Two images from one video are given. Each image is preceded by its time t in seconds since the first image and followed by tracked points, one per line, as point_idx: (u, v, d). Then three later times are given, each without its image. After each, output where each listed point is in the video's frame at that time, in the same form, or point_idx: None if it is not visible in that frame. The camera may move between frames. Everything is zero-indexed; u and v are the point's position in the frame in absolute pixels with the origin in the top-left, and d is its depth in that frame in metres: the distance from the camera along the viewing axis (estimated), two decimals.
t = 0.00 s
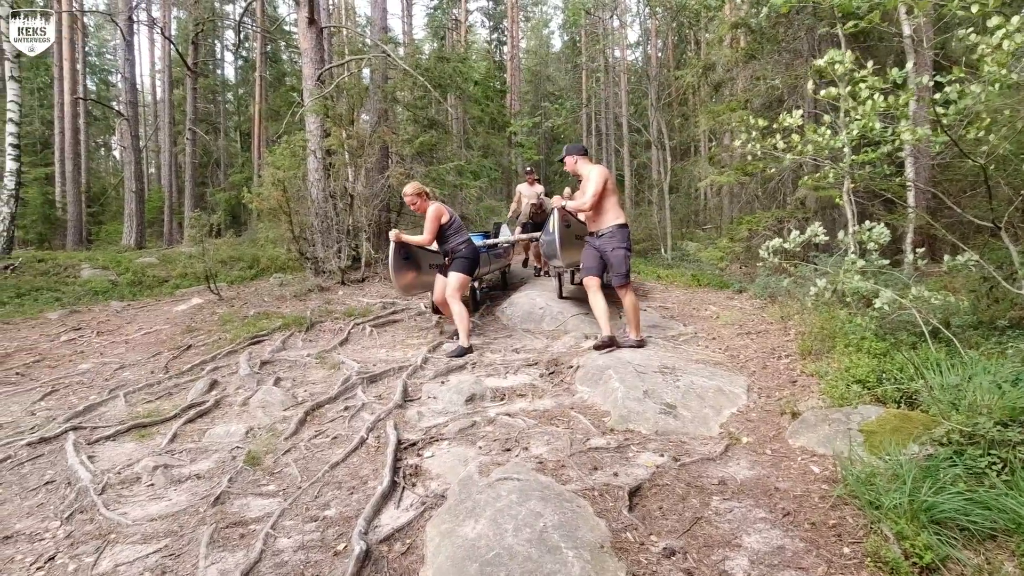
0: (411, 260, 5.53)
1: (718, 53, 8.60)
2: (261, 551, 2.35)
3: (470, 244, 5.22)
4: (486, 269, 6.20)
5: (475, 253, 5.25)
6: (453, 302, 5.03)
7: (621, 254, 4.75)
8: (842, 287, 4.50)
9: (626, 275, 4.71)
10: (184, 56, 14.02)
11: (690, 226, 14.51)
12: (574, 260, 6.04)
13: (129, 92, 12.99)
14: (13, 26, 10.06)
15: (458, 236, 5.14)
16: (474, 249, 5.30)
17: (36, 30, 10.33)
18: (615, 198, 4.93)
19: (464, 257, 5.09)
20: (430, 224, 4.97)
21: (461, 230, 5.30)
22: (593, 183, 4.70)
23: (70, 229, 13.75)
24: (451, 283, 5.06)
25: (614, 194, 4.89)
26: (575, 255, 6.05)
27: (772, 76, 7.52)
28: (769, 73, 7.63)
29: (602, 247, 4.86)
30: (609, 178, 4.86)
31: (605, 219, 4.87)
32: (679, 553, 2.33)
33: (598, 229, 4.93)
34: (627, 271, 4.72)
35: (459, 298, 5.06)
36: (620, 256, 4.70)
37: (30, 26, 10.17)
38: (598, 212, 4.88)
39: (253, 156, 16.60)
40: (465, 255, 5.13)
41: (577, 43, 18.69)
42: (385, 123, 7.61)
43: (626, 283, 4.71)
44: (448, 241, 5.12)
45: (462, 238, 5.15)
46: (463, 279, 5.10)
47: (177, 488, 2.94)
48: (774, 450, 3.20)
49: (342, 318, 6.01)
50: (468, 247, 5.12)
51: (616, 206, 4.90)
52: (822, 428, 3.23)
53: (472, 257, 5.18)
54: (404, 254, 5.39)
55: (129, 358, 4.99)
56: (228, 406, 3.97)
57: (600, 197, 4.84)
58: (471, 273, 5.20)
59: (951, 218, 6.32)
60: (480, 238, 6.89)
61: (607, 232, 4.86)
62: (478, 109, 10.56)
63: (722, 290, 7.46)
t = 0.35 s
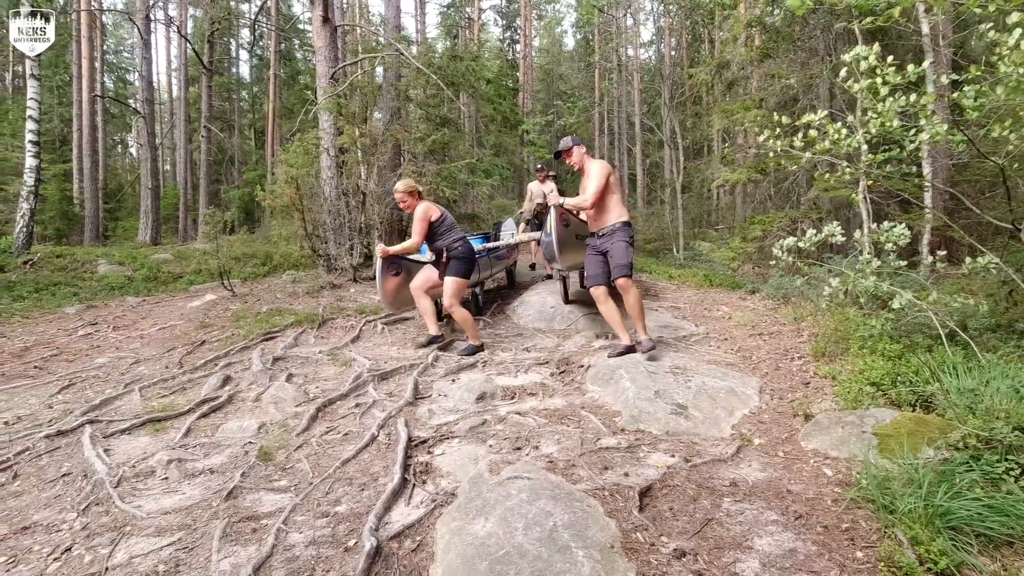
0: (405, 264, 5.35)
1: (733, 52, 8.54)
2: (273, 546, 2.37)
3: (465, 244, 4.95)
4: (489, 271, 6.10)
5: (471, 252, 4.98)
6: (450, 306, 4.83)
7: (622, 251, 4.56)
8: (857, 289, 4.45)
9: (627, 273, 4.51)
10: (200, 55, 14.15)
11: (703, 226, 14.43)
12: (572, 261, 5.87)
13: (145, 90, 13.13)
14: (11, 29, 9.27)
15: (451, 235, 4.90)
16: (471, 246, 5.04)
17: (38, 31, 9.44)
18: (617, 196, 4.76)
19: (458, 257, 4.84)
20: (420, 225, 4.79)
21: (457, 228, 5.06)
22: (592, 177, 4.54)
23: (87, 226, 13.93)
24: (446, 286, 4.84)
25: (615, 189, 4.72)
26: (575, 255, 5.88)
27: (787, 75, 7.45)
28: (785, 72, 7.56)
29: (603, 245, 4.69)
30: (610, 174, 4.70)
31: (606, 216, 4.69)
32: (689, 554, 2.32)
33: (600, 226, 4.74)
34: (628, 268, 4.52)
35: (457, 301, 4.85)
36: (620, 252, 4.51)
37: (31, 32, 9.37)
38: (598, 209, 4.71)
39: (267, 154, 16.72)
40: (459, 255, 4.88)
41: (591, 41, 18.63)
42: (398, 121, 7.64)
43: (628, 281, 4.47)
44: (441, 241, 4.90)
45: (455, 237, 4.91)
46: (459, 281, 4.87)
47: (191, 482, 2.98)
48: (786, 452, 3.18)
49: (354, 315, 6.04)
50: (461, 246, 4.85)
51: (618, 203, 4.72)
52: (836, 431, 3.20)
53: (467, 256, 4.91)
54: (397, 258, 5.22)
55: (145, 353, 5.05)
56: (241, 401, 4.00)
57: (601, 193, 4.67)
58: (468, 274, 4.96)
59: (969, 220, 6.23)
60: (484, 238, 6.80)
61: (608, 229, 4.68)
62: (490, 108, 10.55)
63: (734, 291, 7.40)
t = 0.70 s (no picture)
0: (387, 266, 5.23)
1: (747, 49, 8.47)
2: (285, 540, 2.39)
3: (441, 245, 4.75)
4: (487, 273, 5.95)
5: (449, 252, 4.78)
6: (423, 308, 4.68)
7: (628, 255, 4.09)
8: (871, 288, 4.41)
9: (632, 278, 4.03)
10: (214, 53, 14.26)
11: (715, 225, 14.33)
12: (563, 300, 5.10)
13: (160, 88, 13.25)
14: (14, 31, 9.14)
15: (427, 236, 4.72)
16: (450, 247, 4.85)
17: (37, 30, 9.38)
18: (622, 198, 4.34)
19: (434, 259, 4.65)
20: (393, 229, 4.59)
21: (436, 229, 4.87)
22: (590, 180, 4.16)
23: (103, 222, 14.12)
24: (418, 287, 4.64)
25: (618, 191, 4.32)
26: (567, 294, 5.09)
27: (802, 72, 7.37)
28: (800, 68, 7.48)
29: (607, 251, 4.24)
30: (612, 177, 4.33)
31: (608, 220, 4.27)
32: (700, 554, 2.30)
33: (607, 229, 4.29)
34: (634, 274, 4.04)
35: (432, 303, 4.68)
36: (625, 256, 4.06)
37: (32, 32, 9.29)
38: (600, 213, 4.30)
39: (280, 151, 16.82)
40: (436, 257, 4.69)
41: (603, 38, 18.55)
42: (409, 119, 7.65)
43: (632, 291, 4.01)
44: (417, 243, 4.73)
45: (433, 239, 4.72)
46: (433, 283, 4.68)
47: (204, 475, 3.01)
48: (798, 452, 3.15)
49: (365, 312, 6.07)
50: (436, 247, 4.66)
51: (622, 205, 4.30)
52: (849, 432, 3.17)
53: (445, 258, 4.72)
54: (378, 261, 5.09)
55: (159, 348, 5.11)
56: (254, 396, 4.04)
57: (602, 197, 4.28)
58: (445, 276, 4.78)
59: (987, 218, 6.14)
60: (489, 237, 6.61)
61: (613, 234, 4.25)
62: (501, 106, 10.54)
63: (746, 290, 7.34)
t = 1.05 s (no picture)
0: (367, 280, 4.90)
1: (756, 43, 8.40)
2: (293, 533, 2.40)
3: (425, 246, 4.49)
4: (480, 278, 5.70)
5: (435, 254, 4.54)
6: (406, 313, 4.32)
7: (603, 271, 3.71)
8: (881, 284, 4.37)
9: (608, 297, 3.66)
10: (223, 49, 14.31)
11: (723, 221, 14.27)
12: (544, 310, 4.77)
13: (170, 84, 13.32)
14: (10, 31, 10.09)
15: (410, 238, 4.45)
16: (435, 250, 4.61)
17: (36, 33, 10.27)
18: (602, 208, 3.94)
19: (419, 260, 4.39)
20: (373, 231, 4.29)
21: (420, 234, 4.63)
22: (555, 197, 3.84)
23: (114, 219, 14.27)
24: (403, 289, 4.33)
25: (595, 202, 3.92)
26: (547, 304, 4.76)
27: (813, 66, 7.31)
28: (809, 63, 7.42)
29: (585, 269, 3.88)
30: (587, 187, 3.94)
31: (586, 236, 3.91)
32: (708, 549, 2.30)
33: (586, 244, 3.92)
34: (611, 291, 3.66)
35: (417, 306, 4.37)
36: (597, 273, 3.70)
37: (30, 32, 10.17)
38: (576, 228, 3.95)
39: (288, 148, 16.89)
40: (421, 257, 4.44)
41: (611, 33, 18.47)
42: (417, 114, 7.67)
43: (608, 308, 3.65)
44: (400, 247, 4.45)
45: (417, 240, 4.47)
46: (418, 283, 4.38)
47: (213, 469, 3.04)
48: (807, 448, 3.14)
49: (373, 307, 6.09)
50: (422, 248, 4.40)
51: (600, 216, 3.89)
52: (858, 428, 3.15)
53: (431, 258, 4.47)
54: (357, 274, 4.78)
55: (169, 342, 5.16)
56: (262, 390, 4.07)
57: (577, 211, 3.92)
58: (431, 279, 4.51)
59: (999, 214, 6.07)
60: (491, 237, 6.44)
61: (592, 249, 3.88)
62: (509, 101, 10.52)
63: (754, 286, 7.30)
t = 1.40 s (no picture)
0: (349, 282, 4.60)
1: (764, 36, 8.34)
2: (301, 527, 2.42)
3: (406, 244, 4.02)
4: (475, 278, 5.57)
5: (416, 255, 4.07)
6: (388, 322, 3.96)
7: (582, 268, 3.32)
8: (889, 280, 4.35)
9: (586, 298, 3.31)
10: (229, 46, 14.34)
11: (730, 217, 14.21)
12: (542, 320, 4.50)
13: (177, 81, 13.38)
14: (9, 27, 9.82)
15: (390, 233, 4.02)
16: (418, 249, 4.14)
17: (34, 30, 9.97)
18: (587, 195, 3.47)
19: (397, 261, 3.94)
20: (348, 224, 3.92)
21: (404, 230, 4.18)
22: (537, 184, 3.36)
23: (122, 216, 14.36)
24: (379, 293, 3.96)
25: (581, 189, 3.46)
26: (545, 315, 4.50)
27: (820, 59, 7.24)
28: (816, 56, 7.36)
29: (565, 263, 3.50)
30: (572, 171, 3.46)
31: (568, 226, 3.47)
32: (713, 544, 2.30)
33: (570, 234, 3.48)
34: (589, 292, 3.31)
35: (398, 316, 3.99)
36: (575, 272, 3.33)
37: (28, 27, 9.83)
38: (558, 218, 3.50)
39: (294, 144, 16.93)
40: (400, 258, 3.98)
41: (617, 28, 18.38)
42: (422, 110, 7.67)
43: (582, 310, 3.30)
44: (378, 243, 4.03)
45: (397, 237, 4.02)
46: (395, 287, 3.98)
47: (221, 463, 3.06)
48: (814, 445, 3.13)
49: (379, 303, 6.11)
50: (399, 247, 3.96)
51: (583, 205, 3.44)
52: (866, 424, 3.14)
53: (411, 259, 4.00)
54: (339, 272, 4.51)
55: (177, 338, 5.20)
56: (270, 386, 4.09)
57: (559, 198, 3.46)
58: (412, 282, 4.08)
59: (1009, 209, 6.00)
60: (489, 235, 6.34)
61: (573, 241, 3.46)
62: (514, 96, 10.49)
63: (761, 282, 7.25)
